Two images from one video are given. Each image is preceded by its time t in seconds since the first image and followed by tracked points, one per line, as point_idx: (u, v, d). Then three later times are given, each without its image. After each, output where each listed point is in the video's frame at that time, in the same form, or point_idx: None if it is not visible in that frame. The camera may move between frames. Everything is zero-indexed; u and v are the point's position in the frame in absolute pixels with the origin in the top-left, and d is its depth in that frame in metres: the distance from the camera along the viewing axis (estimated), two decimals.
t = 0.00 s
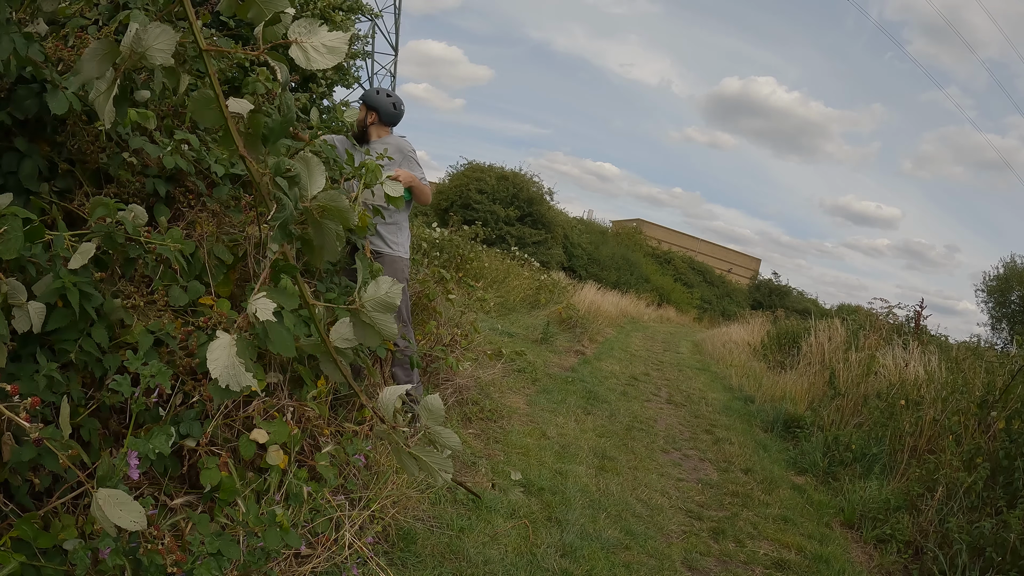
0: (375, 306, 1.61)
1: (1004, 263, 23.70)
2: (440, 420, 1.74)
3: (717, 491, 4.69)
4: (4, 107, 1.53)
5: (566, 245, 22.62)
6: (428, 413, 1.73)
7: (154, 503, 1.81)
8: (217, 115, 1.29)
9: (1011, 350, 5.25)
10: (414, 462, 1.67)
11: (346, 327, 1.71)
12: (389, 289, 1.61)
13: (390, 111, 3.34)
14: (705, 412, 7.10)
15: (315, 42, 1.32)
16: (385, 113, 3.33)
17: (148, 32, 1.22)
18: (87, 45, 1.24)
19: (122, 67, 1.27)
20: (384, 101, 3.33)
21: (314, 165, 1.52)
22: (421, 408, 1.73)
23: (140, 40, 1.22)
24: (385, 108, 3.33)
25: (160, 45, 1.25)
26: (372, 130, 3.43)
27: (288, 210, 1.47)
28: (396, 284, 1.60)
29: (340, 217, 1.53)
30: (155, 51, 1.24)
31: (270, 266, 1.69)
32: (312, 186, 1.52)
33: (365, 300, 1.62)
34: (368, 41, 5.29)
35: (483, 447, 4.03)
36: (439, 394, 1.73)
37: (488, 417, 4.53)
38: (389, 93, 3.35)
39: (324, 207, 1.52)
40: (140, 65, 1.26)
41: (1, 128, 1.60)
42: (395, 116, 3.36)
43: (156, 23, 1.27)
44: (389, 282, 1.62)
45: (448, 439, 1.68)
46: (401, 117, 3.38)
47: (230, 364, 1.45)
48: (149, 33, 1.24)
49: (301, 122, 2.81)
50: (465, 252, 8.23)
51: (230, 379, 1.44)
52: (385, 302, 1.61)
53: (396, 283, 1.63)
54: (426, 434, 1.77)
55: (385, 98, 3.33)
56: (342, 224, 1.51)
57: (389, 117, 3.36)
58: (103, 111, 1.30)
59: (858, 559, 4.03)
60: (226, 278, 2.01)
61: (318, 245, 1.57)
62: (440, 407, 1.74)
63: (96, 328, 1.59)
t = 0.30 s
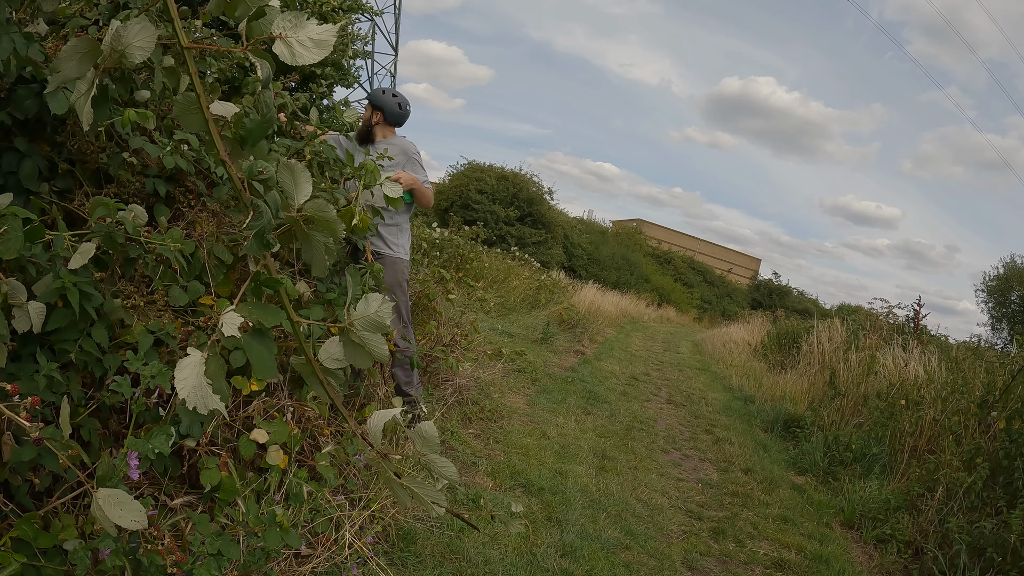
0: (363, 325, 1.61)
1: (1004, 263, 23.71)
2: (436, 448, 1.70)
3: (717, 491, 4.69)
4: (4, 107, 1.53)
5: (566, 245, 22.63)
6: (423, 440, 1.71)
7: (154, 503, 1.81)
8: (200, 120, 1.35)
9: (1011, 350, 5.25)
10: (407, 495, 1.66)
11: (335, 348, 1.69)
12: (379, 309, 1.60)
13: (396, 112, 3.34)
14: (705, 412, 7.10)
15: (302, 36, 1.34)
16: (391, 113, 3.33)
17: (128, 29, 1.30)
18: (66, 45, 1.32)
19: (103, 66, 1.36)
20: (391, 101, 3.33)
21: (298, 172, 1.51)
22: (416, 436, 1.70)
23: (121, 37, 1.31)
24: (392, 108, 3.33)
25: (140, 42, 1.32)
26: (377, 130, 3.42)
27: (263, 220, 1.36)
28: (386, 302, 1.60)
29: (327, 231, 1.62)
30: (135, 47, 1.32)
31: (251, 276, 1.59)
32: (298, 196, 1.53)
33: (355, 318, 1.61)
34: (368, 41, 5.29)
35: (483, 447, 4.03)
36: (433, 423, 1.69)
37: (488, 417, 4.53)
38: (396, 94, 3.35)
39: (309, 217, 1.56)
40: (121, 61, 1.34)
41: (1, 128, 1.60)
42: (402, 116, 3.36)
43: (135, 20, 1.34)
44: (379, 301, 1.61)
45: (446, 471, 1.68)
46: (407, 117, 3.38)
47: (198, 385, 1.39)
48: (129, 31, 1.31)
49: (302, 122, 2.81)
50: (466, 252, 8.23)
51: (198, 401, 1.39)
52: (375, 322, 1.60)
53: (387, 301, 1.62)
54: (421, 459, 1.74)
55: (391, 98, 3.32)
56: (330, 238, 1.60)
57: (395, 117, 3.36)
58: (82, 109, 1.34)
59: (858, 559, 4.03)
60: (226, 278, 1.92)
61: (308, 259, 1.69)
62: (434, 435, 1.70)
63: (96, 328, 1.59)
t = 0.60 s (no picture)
0: (358, 332, 1.61)
1: (1004, 263, 23.72)
2: (434, 458, 1.70)
3: (717, 491, 4.69)
4: (4, 107, 1.53)
5: (566, 245, 22.63)
6: (421, 451, 1.70)
7: (154, 503, 1.81)
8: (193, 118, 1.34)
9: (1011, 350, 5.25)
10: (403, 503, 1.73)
11: (330, 355, 1.72)
12: (374, 317, 1.60)
13: (401, 113, 3.36)
14: (705, 413, 7.10)
15: (296, 32, 1.34)
16: (395, 113, 3.34)
17: (118, 26, 1.32)
18: (57, 42, 1.34)
19: (94, 63, 1.38)
20: (396, 102, 3.34)
21: (290, 174, 1.57)
22: (414, 446, 1.70)
23: (112, 34, 1.32)
24: (397, 109, 3.34)
25: (131, 39, 1.34)
26: (380, 131, 3.41)
27: (254, 221, 1.36)
28: (381, 310, 1.60)
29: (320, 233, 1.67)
30: (127, 44, 1.33)
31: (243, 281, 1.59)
32: (292, 197, 1.58)
33: (350, 325, 1.62)
34: (368, 41, 5.29)
35: (483, 448, 4.03)
36: (430, 433, 1.69)
37: (488, 417, 4.53)
38: (400, 95, 3.36)
39: (303, 220, 1.63)
40: (112, 58, 1.35)
41: (1, 128, 1.60)
42: (406, 117, 3.37)
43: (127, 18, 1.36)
44: (375, 308, 1.61)
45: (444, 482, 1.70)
46: (411, 119, 3.40)
47: (186, 393, 1.41)
48: (120, 29, 1.33)
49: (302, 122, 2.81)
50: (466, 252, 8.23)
51: (184, 409, 1.40)
52: (371, 329, 1.60)
53: (382, 309, 1.62)
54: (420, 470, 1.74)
55: (396, 98, 3.33)
56: (323, 240, 1.66)
57: (400, 118, 3.37)
58: (73, 107, 1.34)
59: (858, 559, 4.03)
60: (227, 278, 1.87)
61: (302, 262, 1.76)
62: (432, 445, 1.69)
63: (96, 328, 1.58)
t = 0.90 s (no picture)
0: (358, 332, 1.61)
1: (1004, 263, 23.73)
2: (434, 460, 1.70)
3: (717, 491, 4.69)
4: (4, 107, 1.53)
5: (566, 245, 22.63)
6: (421, 452, 1.69)
7: (154, 503, 1.81)
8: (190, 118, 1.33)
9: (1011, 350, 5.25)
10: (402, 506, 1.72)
11: (329, 354, 1.70)
12: (374, 316, 1.59)
13: (400, 113, 3.37)
14: (705, 412, 7.11)
15: (293, 29, 1.34)
16: (395, 113, 3.34)
17: (116, 25, 1.32)
18: (55, 42, 1.32)
19: (93, 63, 1.36)
20: (395, 103, 3.35)
21: (290, 174, 1.55)
22: (414, 447, 1.69)
23: (110, 34, 1.32)
24: (396, 109, 3.35)
25: (128, 38, 1.34)
26: (378, 130, 3.41)
27: (252, 223, 1.35)
28: (380, 310, 1.59)
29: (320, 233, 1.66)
30: (124, 43, 1.33)
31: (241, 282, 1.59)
32: (290, 197, 1.57)
33: (350, 325, 1.61)
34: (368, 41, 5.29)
35: (483, 447, 4.03)
36: (431, 434, 1.68)
37: (488, 417, 4.53)
38: (399, 95, 3.37)
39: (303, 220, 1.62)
40: (110, 58, 1.34)
41: (1, 128, 1.60)
42: (405, 118, 3.38)
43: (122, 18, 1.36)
44: (375, 307, 1.61)
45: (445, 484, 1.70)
46: (410, 119, 3.41)
47: (184, 396, 1.38)
48: (116, 28, 1.33)
49: (302, 122, 2.81)
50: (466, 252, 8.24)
51: (183, 412, 1.38)
52: (370, 329, 1.60)
53: (382, 308, 1.61)
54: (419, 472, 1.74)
55: (396, 99, 3.34)
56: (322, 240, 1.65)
57: (399, 119, 3.38)
58: (73, 106, 1.32)
59: (858, 559, 4.03)
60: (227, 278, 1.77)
61: (302, 263, 1.74)
62: (432, 446, 1.69)
63: (96, 328, 1.58)
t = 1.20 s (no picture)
0: (356, 335, 1.60)
1: (1004, 264, 23.74)
2: (434, 467, 1.69)
3: (717, 491, 4.69)
4: (4, 107, 1.53)
5: (566, 245, 22.63)
6: (421, 459, 1.69)
7: (154, 503, 1.81)
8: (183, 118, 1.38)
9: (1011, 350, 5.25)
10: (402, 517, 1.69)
11: (329, 358, 1.69)
12: (372, 319, 1.59)
13: (395, 112, 3.37)
14: (705, 412, 7.11)
15: (289, 23, 1.33)
16: (390, 113, 3.34)
17: (111, 20, 1.31)
18: (49, 37, 1.32)
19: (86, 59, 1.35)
20: (390, 102, 3.35)
21: (286, 173, 1.53)
22: (414, 453, 1.68)
23: (104, 29, 1.31)
24: (391, 109, 3.35)
25: (122, 33, 1.33)
26: (373, 129, 3.41)
27: (244, 220, 1.35)
28: (379, 313, 1.58)
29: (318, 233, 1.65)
30: (118, 39, 1.32)
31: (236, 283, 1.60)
32: (288, 195, 1.54)
33: (348, 328, 1.61)
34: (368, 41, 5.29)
35: (483, 447, 4.03)
36: (431, 441, 1.68)
37: (488, 417, 4.53)
38: (394, 95, 3.38)
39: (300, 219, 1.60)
40: (104, 53, 1.33)
41: (1, 128, 1.59)
42: (400, 117, 3.38)
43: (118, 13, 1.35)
44: (373, 311, 1.60)
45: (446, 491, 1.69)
46: (405, 119, 3.41)
47: (174, 399, 1.38)
48: (111, 23, 1.32)
49: (302, 122, 2.81)
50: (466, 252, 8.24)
51: (172, 415, 1.39)
52: (369, 332, 1.59)
53: (380, 311, 1.60)
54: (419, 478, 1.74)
55: (391, 98, 3.34)
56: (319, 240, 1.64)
57: (394, 118, 3.38)
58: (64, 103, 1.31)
59: (858, 559, 4.03)
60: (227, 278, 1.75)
61: (300, 263, 1.74)
62: (432, 453, 1.69)
63: (96, 328, 1.58)
